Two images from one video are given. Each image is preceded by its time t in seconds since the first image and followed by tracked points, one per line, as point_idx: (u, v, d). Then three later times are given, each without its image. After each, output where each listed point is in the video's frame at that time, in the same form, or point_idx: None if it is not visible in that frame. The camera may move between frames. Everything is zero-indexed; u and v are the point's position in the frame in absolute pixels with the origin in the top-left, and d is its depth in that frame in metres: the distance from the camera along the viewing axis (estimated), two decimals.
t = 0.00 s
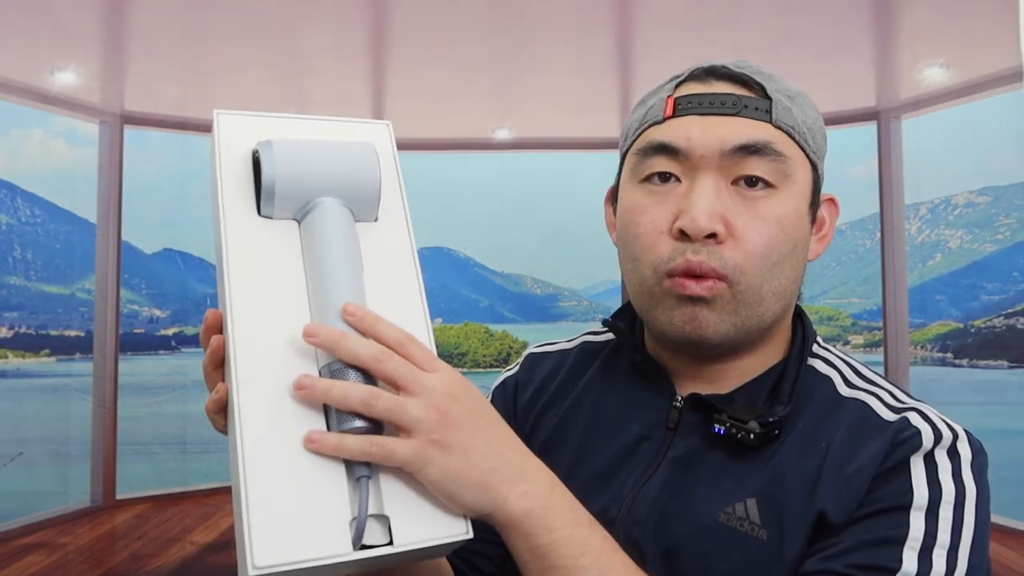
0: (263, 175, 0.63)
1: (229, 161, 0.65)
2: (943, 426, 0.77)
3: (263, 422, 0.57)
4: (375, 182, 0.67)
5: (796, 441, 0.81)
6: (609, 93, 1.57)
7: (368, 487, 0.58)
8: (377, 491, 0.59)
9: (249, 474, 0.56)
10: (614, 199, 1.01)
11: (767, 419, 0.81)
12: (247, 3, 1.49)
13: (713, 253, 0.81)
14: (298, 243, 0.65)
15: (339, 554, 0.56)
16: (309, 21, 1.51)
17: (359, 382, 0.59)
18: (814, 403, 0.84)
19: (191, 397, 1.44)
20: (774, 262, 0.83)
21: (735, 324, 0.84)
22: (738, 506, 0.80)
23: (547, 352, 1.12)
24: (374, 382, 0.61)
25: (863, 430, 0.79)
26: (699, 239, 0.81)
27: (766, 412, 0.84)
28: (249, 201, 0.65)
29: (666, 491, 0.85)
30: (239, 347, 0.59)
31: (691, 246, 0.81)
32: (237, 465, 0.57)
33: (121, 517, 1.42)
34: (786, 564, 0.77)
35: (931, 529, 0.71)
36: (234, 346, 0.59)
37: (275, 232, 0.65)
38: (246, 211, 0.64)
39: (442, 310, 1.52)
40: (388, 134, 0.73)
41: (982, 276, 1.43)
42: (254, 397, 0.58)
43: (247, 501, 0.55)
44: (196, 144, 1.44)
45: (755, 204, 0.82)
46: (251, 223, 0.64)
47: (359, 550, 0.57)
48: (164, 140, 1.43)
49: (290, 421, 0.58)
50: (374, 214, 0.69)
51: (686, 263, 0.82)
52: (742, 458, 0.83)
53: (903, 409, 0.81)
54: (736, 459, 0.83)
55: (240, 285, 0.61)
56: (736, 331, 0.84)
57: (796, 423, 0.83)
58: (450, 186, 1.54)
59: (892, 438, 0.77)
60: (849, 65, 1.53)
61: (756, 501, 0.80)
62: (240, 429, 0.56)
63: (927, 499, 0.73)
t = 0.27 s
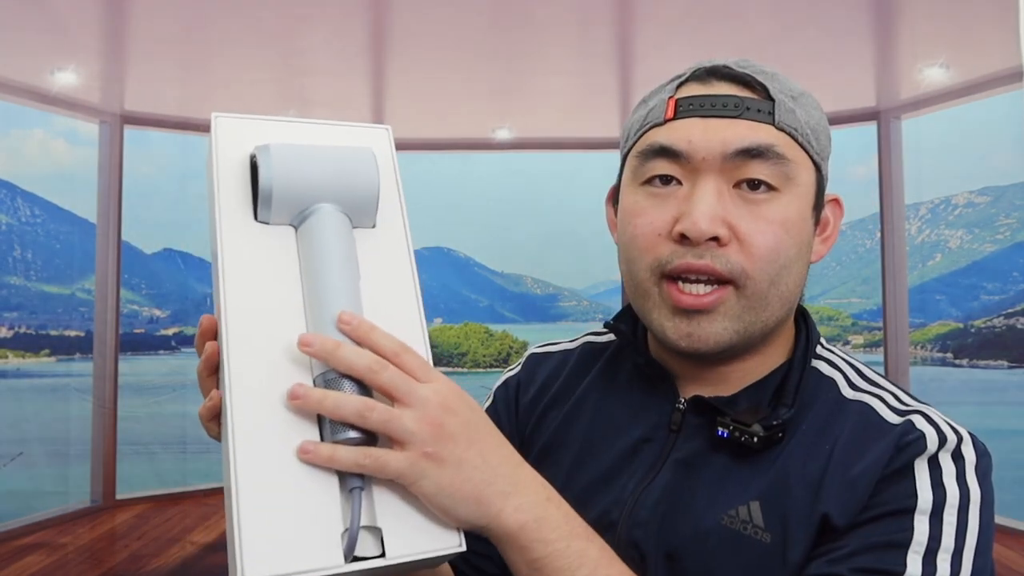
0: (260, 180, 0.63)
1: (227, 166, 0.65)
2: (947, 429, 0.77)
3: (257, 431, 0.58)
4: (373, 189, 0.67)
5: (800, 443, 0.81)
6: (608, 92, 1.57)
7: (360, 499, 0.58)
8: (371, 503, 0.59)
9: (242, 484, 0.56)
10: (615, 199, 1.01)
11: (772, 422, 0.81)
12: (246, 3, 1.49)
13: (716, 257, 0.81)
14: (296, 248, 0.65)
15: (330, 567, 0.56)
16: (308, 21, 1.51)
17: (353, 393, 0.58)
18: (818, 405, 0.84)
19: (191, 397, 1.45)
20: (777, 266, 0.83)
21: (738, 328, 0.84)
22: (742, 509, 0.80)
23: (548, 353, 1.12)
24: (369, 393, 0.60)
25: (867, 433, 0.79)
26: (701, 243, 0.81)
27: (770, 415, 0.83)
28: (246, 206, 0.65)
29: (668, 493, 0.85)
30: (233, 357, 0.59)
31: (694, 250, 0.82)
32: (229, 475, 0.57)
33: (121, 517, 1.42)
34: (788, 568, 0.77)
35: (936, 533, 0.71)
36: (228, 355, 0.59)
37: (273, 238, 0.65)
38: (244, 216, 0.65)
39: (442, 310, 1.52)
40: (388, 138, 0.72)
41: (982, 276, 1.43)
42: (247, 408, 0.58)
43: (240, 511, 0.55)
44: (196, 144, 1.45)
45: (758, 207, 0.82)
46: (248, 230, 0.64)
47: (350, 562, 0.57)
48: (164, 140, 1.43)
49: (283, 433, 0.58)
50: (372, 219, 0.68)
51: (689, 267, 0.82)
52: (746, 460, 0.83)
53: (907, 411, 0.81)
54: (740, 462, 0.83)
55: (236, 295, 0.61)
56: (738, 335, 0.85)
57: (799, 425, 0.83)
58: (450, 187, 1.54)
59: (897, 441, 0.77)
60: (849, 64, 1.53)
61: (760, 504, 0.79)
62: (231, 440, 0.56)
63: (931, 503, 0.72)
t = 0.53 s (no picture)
0: (283, 173, 0.63)
1: (250, 160, 0.65)
2: (947, 428, 0.77)
3: (272, 416, 0.57)
4: (393, 188, 0.67)
5: (798, 443, 0.81)
6: (608, 93, 1.57)
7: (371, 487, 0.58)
8: (380, 490, 0.59)
9: (256, 467, 0.55)
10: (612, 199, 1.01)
11: (770, 422, 0.81)
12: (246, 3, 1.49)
13: (711, 256, 0.81)
14: (315, 243, 0.65)
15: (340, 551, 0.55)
16: (308, 21, 1.51)
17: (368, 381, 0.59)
18: (817, 405, 0.84)
19: (191, 397, 1.45)
20: (773, 264, 0.83)
21: (734, 327, 0.84)
22: (741, 509, 0.80)
23: (547, 353, 1.12)
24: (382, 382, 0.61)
25: (866, 433, 0.79)
26: (695, 242, 0.81)
27: (769, 414, 0.83)
28: (269, 199, 0.64)
29: (667, 493, 0.85)
30: (251, 341, 0.59)
31: (688, 249, 0.81)
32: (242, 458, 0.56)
33: (120, 517, 1.42)
34: (787, 567, 0.77)
35: (935, 532, 0.71)
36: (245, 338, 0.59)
37: (292, 232, 0.64)
38: (266, 208, 0.64)
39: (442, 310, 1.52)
40: (409, 142, 0.72)
41: (982, 276, 1.43)
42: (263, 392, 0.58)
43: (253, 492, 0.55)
44: (196, 145, 1.45)
45: (752, 206, 0.82)
46: (270, 221, 0.64)
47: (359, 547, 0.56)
48: (163, 140, 1.43)
49: (297, 418, 0.58)
50: (389, 218, 0.68)
51: (684, 267, 0.82)
52: (745, 460, 0.83)
53: (906, 411, 0.81)
54: (739, 462, 0.83)
55: (254, 279, 0.61)
56: (735, 334, 0.85)
57: (797, 425, 0.83)
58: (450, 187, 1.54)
59: (895, 441, 0.77)
60: (847, 65, 1.53)
61: (759, 504, 0.79)
62: (246, 422, 0.56)
63: (930, 502, 0.72)
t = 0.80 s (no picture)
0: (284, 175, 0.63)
1: (252, 165, 0.65)
2: (942, 426, 0.77)
3: (267, 414, 0.57)
4: (393, 193, 0.66)
5: (795, 442, 0.81)
6: (608, 93, 1.58)
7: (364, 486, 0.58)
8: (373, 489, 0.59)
9: (250, 464, 0.55)
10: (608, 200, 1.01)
11: (766, 421, 0.81)
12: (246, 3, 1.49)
13: (706, 257, 0.81)
14: (314, 245, 0.65)
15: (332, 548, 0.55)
16: (309, 21, 1.51)
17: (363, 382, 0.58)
18: (814, 404, 0.84)
19: (191, 397, 1.44)
20: (768, 264, 0.83)
21: (731, 327, 0.84)
22: (738, 507, 0.79)
23: (547, 354, 1.11)
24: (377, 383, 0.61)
25: (862, 431, 0.79)
26: (691, 243, 0.81)
27: (765, 413, 0.83)
28: (269, 202, 0.64)
29: (665, 492, 0.85)
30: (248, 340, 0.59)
31: (684, 250, 0.81)
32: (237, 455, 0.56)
33: (121, 516, 1.42)
34: (784, 566, 0.76)
35: (931, 530, 0.71)
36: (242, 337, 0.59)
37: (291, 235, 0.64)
38: (266, 212, 0.64)
39: (442, 310, 1.52)
40: (410, 148, 0.72)
41: (983, 276, 1.43)
42: (258, 391, 0.58)
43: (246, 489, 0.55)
44: (195, 145, 1.44)
45: (746, 206, 0.82)
46: (270, 224, 0.64)
47: (350, 546, 0.56)
48: (164, 140, 1.43)
49: (292, 418, 0.58)
50: (389, 223, 0.68)
51: (680, 268, 0.82)
52: (742, 459, 0.83)
53: (903, 409, 0.80)
54: (736, 461, 0.83)
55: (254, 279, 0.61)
56: (732, 334, 0.84)
57: (795, 424, 0.82)
58: (450, 187, 1.55)
59: (892, 440, 0.76)
60: (847, 65, 1.53)
61: (756, 502, 0.79)
62: (242, 420, 0.56)
63: (926, 500, 0.72)
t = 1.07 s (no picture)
0: (281, 179, 0.62)
1: (250, 169, 0.65)
2: (938, 425, 0.76)
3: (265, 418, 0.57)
4: (391, 195, 0.66)
5: (791, 440, 0.80)
6: (608, 94, 1.58)
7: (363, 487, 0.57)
8: (372, 490, 0.58)
9: (249, 468, 0.55)
10: (604, 202, 1.02)
11: (762, 420, 0.81)
12: (246, 3, 1.49)
13: (701, 256, 0.81)
14: (312, 248, 0.65)
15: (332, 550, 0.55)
16: (309, 22, 1.52)
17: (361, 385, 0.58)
18: (811, 402, 0.84)
19: (191, 397, 1.44)
20: (763, 263, 0.83)
21: (726, 326, 0.84)
22: (734, 506, 0.79)
23: (546, 355, 1.11)
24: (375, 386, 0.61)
25: (858, 429, 0.79)
26: (686, 243, 0.81)
27: (761, 412, 0.83)
28: (266, 205, 0.64)
29: (662, 492, 0.84)
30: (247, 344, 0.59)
31: (679, 250, 0.81)
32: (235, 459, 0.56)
33: (121, 517, 1.42)
34: (781, 565, 0.76)
35: (926, 527, 0.71)
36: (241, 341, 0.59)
37: (289, 239, 0.64)
38: (264, 214, 0.64)
39: (442, 310, 1.52)
40: (409, 149, 0.71)
41: (983, 276, 1.43)
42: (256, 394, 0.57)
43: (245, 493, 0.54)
44: (196, 145, 1.44)
45: (742, 206, 0.82)
46: (268, 228, 0.63)
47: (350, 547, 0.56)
48: (164, 140, 1.43)
49: (289, 420, 0.58)
50: (387, 225, 0.67)
51: (675, 267, 0.82)
52: (739, 458, 0.83)
53: (898, 407, 0.80)
54: (733, 459, 0.83)
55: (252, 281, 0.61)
56: (728, 334, 0.84)
57: (791, 422, 0.82)
58: (450, 187, 1.54)
59: (886, 438, 0.76)
60: (848, 65, 1.53)
61: (752, 501, 0.79)
62: (241, 424, 0.56)
63: (921, 497, 0.72)
